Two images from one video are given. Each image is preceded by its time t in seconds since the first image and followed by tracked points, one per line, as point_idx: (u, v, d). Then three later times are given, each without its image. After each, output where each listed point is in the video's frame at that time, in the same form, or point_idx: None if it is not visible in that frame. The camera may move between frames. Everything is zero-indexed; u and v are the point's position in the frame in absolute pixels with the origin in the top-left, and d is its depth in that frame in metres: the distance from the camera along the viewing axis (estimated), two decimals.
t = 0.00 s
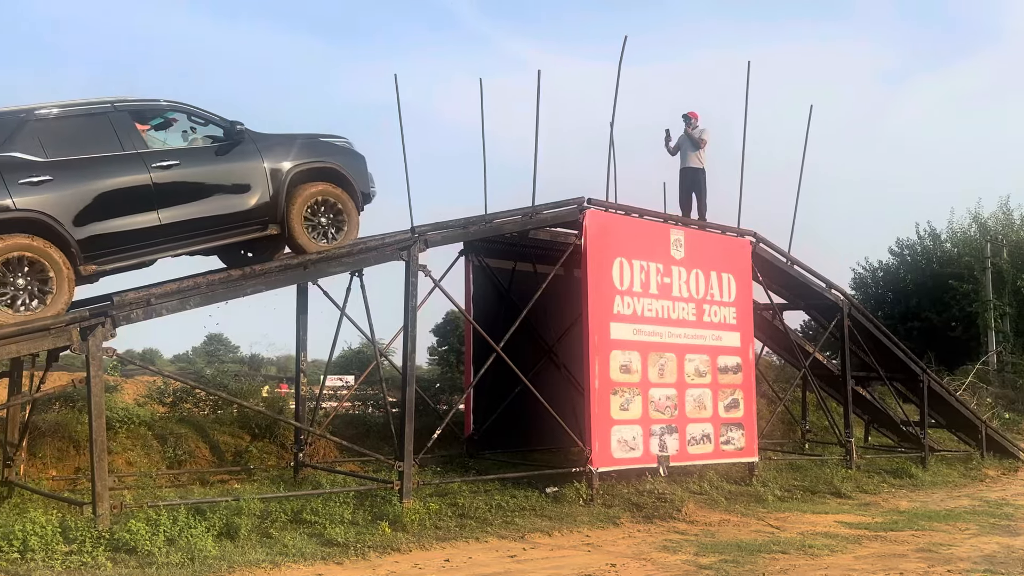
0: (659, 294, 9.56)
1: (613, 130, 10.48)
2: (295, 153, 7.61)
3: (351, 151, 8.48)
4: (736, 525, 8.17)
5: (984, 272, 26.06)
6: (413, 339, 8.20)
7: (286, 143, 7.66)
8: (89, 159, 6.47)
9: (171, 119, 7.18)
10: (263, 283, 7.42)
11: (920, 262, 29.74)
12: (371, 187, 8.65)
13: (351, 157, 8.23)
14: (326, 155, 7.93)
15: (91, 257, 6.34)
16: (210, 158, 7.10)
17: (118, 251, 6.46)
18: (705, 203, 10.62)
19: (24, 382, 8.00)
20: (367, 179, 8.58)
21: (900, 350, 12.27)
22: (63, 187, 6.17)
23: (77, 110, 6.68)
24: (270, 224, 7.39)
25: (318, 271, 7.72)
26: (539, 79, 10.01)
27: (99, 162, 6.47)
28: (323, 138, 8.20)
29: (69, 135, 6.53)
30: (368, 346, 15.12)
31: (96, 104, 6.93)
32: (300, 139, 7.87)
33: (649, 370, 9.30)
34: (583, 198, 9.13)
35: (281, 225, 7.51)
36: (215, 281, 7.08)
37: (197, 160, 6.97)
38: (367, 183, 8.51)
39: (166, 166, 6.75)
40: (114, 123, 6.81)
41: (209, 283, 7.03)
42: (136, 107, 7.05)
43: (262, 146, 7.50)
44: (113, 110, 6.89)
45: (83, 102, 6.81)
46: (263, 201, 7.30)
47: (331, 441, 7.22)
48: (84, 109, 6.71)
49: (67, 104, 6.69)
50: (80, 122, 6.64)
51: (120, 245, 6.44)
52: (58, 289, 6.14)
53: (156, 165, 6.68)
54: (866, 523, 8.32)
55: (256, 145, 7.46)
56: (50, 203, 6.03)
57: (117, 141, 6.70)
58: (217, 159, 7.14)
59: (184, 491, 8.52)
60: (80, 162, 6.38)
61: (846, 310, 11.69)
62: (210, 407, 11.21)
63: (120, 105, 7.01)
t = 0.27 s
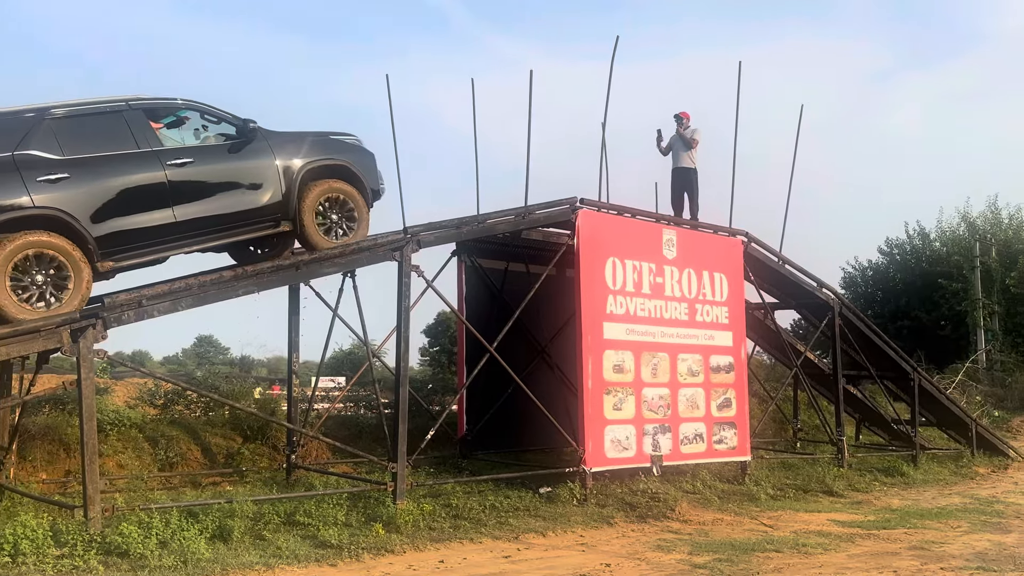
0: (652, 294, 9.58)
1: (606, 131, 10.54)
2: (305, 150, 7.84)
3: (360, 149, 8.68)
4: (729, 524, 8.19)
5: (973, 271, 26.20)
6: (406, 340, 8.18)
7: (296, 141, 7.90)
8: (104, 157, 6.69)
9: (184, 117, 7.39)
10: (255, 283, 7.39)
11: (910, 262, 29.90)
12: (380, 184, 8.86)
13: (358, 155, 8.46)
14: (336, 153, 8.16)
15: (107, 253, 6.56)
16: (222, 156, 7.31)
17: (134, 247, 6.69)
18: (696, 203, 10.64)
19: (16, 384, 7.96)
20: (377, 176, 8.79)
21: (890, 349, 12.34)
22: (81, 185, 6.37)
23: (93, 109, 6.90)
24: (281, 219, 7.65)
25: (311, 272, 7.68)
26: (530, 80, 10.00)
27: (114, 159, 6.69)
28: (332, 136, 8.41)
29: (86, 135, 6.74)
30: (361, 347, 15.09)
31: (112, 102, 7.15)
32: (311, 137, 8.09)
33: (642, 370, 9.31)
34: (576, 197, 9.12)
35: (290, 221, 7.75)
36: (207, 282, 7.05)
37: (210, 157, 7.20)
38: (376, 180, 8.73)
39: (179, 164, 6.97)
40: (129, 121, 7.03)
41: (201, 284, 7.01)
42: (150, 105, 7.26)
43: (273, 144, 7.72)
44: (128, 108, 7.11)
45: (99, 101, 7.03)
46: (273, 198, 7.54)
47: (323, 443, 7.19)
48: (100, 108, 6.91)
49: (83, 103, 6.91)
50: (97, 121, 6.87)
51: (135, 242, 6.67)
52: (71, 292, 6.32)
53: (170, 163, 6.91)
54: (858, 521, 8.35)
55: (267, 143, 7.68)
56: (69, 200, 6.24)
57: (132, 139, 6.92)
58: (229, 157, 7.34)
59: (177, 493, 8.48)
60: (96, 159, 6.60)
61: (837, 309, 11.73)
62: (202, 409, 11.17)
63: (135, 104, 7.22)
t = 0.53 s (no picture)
0: (646, 294, 9.58)
1: (599, 131, 10.56)
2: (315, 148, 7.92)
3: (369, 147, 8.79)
4: (724, 524, 8.19)
5: (964, 271, 26.32)
6: (400, 342, 8.16)
7: (305, 139, 8.01)
8: (120, 155, 6.73)
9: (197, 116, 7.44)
10: (247, 286, 7.35)
11: (901, 262, 30.03)
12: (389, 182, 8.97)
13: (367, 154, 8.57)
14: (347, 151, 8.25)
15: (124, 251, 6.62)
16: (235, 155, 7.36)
17: (150, 245, 6.75)
18: (690, 203, 10.65)
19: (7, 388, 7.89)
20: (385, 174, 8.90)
21: (883, 349, 12.38)
22: (97, 184, 6.43)
23: (108, 108, 6.93)
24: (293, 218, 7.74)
25: (304, 274, 7.66)
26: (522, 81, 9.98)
27: (130, 158, 6.73)
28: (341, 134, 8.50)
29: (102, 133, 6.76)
30: (353, 350, 15.05)
31: (126, 101, 7.18)
32: (321, 136, 8.19)
33: (636, 371, 9.31)
34: (570, 198, 9.10)
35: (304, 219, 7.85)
36: (199, 285, 7.01)
37: (224, 156, 7.25)
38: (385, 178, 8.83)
39: (194, 162, 7.02)
40: (143, 120, 7.06)
41: (193, 287, 6.96)
42: (163, 104, 7.30)
43: (285, 142, 7.80)
44: (142, 107, 7.14)
45: (113, 100, 7.06)
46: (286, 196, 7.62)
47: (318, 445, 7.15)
48: (115, 107, 6.94)
49: (98, 102, 6.94)
50: (112, 119, 6.90)
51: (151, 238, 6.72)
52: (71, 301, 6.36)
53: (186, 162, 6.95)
54: (853, 521, 8.37)
55: (279, 141, 7.76)
56: (86, 199, 6.30)
57: (147, 138, 6.96)
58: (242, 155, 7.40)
59: (170, 497, 8.42)
60: (112, 158, 6.64)
61: (830, 309, 11.76)
62: (194, 412, 11.11)
63: (148, 103, 7.25)
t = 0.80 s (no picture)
0: (638, 296, 9.59)
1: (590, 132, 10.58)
2: (322, 148, 8.13)
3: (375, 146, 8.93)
4: (717, 525, 8.18)
5: (956, 271, 26.41)
6: (393, 344, 8.14)
7: (313, 139, 8.15)
8: (133, 154, 6.86)
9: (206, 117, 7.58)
10: (239, 289, 7.32)
11: (894, 262, 30.12)
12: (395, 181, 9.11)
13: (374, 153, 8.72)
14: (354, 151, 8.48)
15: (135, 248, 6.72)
16: (243, 155, 7.49)
17: (162, 242, 6.86)
18: (682, 205, 10.66)
19: None
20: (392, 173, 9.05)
21: (876, 349, 12.41)
22: (112, 181, 6.54)
23: (120, 109, 7.06)
24: (301, 216, 7.86)
25: (295, 277, 7.67)
26: (514, 83, 10.00)
27: (142, 157, 6.86)
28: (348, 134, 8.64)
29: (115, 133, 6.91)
30: (347, 353, 15.03)
31: (137, 102, 7.31)
32: (328, 135, 8.34)
33: (629, 372, 9.31)
34: (561, 200, 9.11)
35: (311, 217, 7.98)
36: (190, 288, 6.97)
37: (233, 156, 7.39)
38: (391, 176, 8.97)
39: (204, 162, 7.16)
40: (154, 121, 7.19)
41: (184, 291, 6.90)
42: (173, 105, 7.44)
43: (293, 142, 7.95)
44: (153, 108, 7.28)
45: (125, 101, 7.20)
46: (293, 195, 7.76)
47: (311, 449, 7.12)
48: (127, 108, 7.08)
49: (110, 103, 7.08)
50: (125, 120, 7.03)
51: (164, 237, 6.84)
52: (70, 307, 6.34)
53: (195, 161, 7.09)
54: (846, 521, 8.37)
55: (288, 141, 7.90)
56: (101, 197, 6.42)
57: (158, 138, 7.08)
58: (249, 155, 7.54)
59: (163, 502, 8.39)
60: (125, 157, 6.76)
61: (822, 309, 11.78)
62: (187, 417, 11.08)
63: (159, 104, 7.39)
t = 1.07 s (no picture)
0: (631, 298, 9.57)
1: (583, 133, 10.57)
2: (328, 147, 8.19)
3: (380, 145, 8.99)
4: (711, 528, 8.17)
5: (948, 271, 26.49)
6: (384, 349, 8.10)
7: (319, 138, 8.20)
8: (141, 155, 6.86)
9: (213, 118, 7.59)
10: (228, 293, 7.25)
11: (886, 262, 30.19)
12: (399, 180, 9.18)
13: (379, 152, 8.80)
14: (360, 149, 8.55)
15: (145, 248, 6.74)
16: (249, 155, 7.51)
17: (173, 242, 6.88)
18: (675, 207, 10.65)
19: None
20: (396, 172, 9.11)
21: (869, 349, 12.41)
22: (121, 183, 6.54)
23: (128, 109, 7.06)
24: (308, 215, 7.91)
25: (285, 281, 7.61)
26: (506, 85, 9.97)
27: (150, 158, 6.86)
28: (354, 133, 8.71)
29: (123, 135, 6.90)
30: (339, 356, 14.99)
31: (144, 102, 7.30)
32: (334, 135, 8.40)
33: (622, 375, 9.28)
34: (553, 203, 9.09)
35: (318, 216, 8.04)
36: (179, 293, 6.88)
37: (240, 156, 7.41)
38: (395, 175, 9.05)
39: (211, 162, 7.17)
40: (162, 122, 7.19)
41: (172, 296, 6.81)
42: (180, 105, 7.44)
43: (300, 141, 7.99)
44: (160, 109, 7.28)
45: (132, 101, 7.19)
46: (300, 195, 7.80)
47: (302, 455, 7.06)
48: (135, 108, 7.07)
49: (118, 103, 7.07)
50: (133, 121, 7.03)
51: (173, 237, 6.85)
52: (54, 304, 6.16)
53: (203, 162, 7.10)
54: (840, 523, 8.36)
55: (295, 140, 7.95)
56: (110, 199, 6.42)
57: (166, 139, 7.09)
58: (256, 155, 7.55)
59: (152, 509, 8.33)
60: (134, 158, 6.77)
61: (815, 311, 11.78)
62: (177, 422, 11.01)
63: (166, 104, 7.38)
